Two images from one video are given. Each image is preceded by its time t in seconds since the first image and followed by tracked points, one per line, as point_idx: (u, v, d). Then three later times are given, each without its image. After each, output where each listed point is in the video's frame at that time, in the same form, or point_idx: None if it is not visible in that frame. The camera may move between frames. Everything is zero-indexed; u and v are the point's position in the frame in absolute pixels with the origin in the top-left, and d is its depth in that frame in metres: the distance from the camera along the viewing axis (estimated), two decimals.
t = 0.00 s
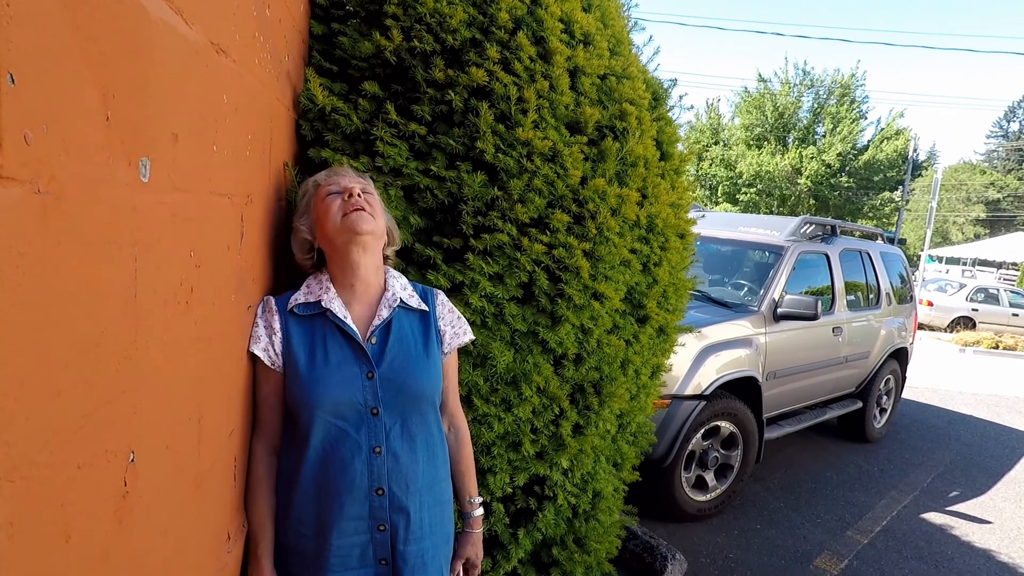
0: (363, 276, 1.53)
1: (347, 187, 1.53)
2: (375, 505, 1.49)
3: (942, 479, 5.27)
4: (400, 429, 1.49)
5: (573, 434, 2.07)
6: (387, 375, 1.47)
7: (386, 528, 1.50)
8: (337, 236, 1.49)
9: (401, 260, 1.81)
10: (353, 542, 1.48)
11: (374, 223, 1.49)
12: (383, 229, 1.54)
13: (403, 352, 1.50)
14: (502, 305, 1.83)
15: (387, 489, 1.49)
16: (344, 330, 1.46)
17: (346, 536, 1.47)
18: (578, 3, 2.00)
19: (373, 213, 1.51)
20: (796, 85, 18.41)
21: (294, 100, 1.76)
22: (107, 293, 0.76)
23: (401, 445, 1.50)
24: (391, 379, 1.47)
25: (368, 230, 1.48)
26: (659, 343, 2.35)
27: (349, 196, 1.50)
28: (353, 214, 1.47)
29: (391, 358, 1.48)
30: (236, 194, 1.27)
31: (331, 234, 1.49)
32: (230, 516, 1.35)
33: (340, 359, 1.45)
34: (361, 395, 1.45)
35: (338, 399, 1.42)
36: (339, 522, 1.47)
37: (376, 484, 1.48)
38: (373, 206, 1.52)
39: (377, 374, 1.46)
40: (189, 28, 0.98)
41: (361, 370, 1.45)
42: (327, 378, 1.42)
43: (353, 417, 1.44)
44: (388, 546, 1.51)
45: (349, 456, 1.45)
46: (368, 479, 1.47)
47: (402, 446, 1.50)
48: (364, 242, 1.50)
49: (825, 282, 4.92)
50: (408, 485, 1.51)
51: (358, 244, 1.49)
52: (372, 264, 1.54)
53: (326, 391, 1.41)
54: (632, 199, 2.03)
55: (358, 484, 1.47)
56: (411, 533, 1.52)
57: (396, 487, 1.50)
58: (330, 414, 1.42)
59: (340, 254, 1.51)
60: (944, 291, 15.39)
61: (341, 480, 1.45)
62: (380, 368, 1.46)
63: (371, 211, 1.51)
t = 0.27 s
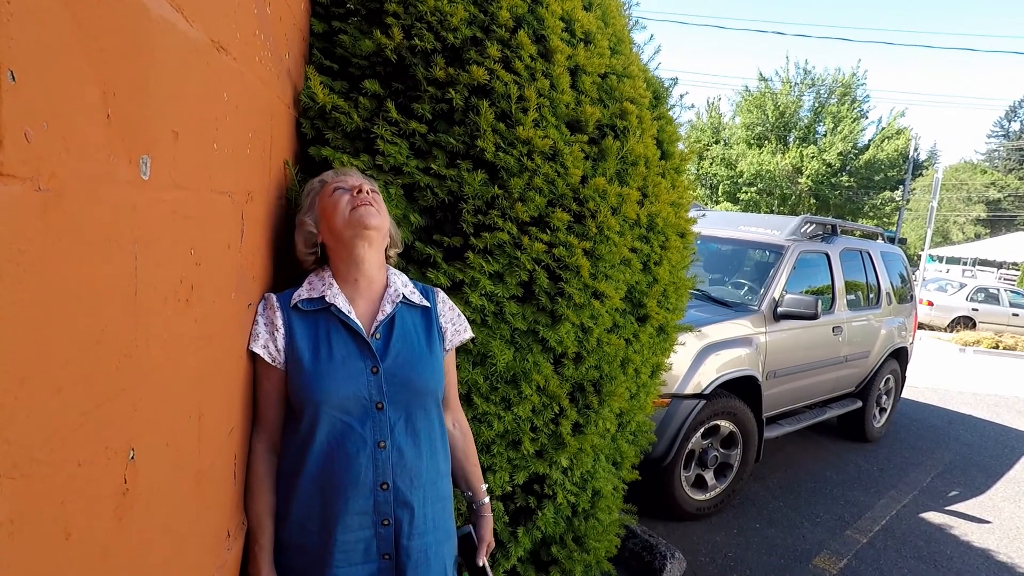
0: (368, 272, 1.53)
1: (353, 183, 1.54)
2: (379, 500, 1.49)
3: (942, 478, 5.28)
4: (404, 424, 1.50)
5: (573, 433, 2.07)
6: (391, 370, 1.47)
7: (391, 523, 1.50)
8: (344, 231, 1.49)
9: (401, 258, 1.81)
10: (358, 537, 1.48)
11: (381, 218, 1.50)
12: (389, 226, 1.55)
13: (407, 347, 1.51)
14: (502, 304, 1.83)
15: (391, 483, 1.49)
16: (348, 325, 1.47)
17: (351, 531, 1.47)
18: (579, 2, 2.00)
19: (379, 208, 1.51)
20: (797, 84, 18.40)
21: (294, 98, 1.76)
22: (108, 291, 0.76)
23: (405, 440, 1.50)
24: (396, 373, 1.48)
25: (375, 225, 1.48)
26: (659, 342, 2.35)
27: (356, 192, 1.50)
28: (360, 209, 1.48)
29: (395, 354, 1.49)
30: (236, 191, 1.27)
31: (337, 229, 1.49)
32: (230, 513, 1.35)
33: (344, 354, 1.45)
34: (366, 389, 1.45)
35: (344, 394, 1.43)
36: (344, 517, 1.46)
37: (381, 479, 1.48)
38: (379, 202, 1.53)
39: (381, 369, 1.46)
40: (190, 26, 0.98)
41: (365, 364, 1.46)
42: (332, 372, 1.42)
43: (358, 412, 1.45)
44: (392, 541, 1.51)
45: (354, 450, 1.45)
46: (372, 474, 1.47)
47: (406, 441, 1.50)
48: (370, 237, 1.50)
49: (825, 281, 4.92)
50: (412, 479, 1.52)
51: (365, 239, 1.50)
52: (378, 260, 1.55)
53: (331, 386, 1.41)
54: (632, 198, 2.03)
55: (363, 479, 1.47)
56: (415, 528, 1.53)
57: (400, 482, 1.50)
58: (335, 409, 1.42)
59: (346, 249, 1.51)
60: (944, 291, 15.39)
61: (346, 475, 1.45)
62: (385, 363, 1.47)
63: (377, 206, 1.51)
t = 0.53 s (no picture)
0: (365, 277, 1.53)
1: (353, 187, 1.52)
2: (377, 503, 1.49)
3: (942, 477, 5.28)
4: (401, 427, 1.49)
5: (573, 432, 2.07)
6: (389, 374, 1.47)
7: (389, 526, 1.50)
8: (341, 237, 1.49)
9: (401, 258, 1.81)
10: (356, 539, 1.48)
11: (382, 227, 1.49)
12: (388, 232, 1.55)
13: (406, 350, 1.50)
14: (502, 303, 1.83)
15: (390, 487, 1.49)
16: (345, 329, 1.47)
17: (349, 534, 1.47)
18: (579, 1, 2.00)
19: (380, 216, 1.50)
20: (797, 83, 18.40)
21: (294, 97, 1.76)
22: (107, 290, 0.76)
23: (403, 443, 1.50)
24: (394, 377, 1.47)
25: (375, 233, 1.48)
26: (659, 341, 2.35)
27: (358, 196, 1.49)
28: (360, 217, 1.47)
29: (393, 357, 1.48)
30: (236, 190, 1.27)
31: (336, 234, 1.48)
32: (229, 513, 1.35)
33: (341, 358, 1.45)
34: (364, 393, 1.45)
35: (341, 398, 1.43)
36: (342, 520, 1.47)
37: (378, 482, 1.48)
38: (380, 208, 1.52)
39: (379, 373, 1.46)
40: (190, 25, 0.99)
41: (362, 368, 1.45)
42: (329, 377, 1.42)
43: (356, 416, 1.45)
44: (390, 543, 1.51)
45: (351, 454, 1.45)
46: (370, 477, 1.47)
47: (404, 444, 1.50)
48: (369, 245, 1.50)
49: (825, 280, 4.92)
50: (410, 482, 1.52)
51: (364, 248, 1.49)
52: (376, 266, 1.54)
53: (328, 391, 1.41)
54: (632, 197, 2.03)
55: (361, 483, 1.47)
56: (414, 530, 1.53)
57: (398, 485, 1.50)
58: (333, 414, 1.42)
59: (344, 254, 1.50)
60: (944, 290, 15.39)
61: (344, 478, 1.45)
62: (383, 367, 1.47)
63: (378, 213, 1.50)
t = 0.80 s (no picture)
0: (352, 281, 1.52)
1: (345, 189, 1.46)
2: (378, 495, 1.49)
3: (942, 477, 5.28)
4: (400, 419, 1.49)
5: (573, 433, 2.07)
6: (383, 366, 1.46)
7: (392, 516, 1.51)
8: (327, 242, 1.47)
9: (401, 258, 1.81)
10: (359, 530, 1.49)
11: (366, 244, 1.46)
12: (378, 240, 1.51)
13: (401, 340, 1.49)
14: (502, 303, 1.83)
15: (390, 478, 1.50)
16: (337, 325, 1.46)
17: (352, 525, 1.48)
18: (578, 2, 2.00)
19: (367, 230, 1.47)
20: (796, 83, 18.42)
21: (294, 97, 1.76)
22: (108, 290, 0.76)
23: (403, 435, 1.49)
24: (389, 369, 1.47)
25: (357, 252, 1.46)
26: (659, 341, 2.35)
27: (345, 206, 1.44)
28: (344, 231, 1.44)
29: (387, 349, 1.48)
30: (236, 191, 1.27)
31: (322, 240, 1.47)
32: (229, 512, 1.35)
33: (334, 354, 1.45)
34: (359, 388, 1.45)
35: (335, 393, 1.43)
36: (344, 511, 1.48)
37: (378, 474, 1.49)
38: (369, 220, 1.47)
39: (373, 366, 1.45)
40: (190, 26, 0.99)
41: (356, 362, 1.45)
42: (322, 373, 1.42)
43: (352, 410, 1.45)
44: (394, 533, 1.52)
45: (349, 447, 1.46)
46: (370, 469, 1.48)
47: (402, 436, 1.50)
48: (353, 258, 1.48)
49: (825, 280, 4.92)
50: (411, 473, 1.51)
51: (347, 260, 1.48)
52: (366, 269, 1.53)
53: (322, 386, 1.42)
54: (632, 197, 2.03)
55: (360, 475, 1.47)
56: (417, 520, 1.53)
57: (399, 476, 1.50)
58: (328, 409, 1.43)
59: (329, 259, 1.50)
60: (944, 290, 15.39)
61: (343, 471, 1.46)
62: (376, 360, 1.46)
63: (365, 228, 1.46)
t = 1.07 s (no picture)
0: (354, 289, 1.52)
1: (341, 201, 1.44)
2: (375, 504, 1.50)
3: (944, 476, 5.27)
4: (397, 431, 1.48)
5: (574, 433, 2.07)
6: (381, 379, 1.45)
7: (388, 526, 1.51)
8: (327, 256, 1.46)
9: (402, 259, 1.82)
10: (356, 538, 1.51)
11: (366, 257, 1.46)
12: (379, 248, 1.49)
13: (399, 352, 1.48)
14: (503, 304, 1.83)
15: (387, 489, 1.50)
16: (336, 335, 1.45)
17: (349, 532, 1.50)
18: (578, 2, 2.00)
19: (366, 242, 1.45)
20: (796, 82, 18.42)
21: (294, 99, 1.76)
22: (108, 291, 0.76)
23: (399, 447, 1.49)
24: (386, 382, 1.45)
25: (357, 265, 1.45)
26: (659, 341, 2.35)
27: (342, 221, 1.42)
28: (343, 247, 1.43)
29: (385, 361, 1.46)
30: (237, 192, 1.27)
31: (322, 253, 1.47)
32: (231, 513, 1.35)
33: (332, 364, 1.44)
34: (355, 400, 1.45)
35: (332, 404, 1.43)
36: (342, 519, 1.50)
37: (375, 484, 1.49)
38: (368, 231, 1.45)
39: (370, 378, 1.44)
40: (190, 28, 0.99)
41: (354, 374, 1.44)
42: (319, 383, 1.43)
43: (349, 422, 1.45)
44: (391, 542, 1.52)
45: (346, 458, 1.47)
46: (366, 480, 1.49)
47: (400, 447, 1.49)
48: (353, 271, 1.47)
49: (826, 279, 4.92)
50: (408, 484, 1.51)
51: (348, 272, 1.48)
52: (367, 278, 1.52)
53: (320, 397, 1.42)
54: (632, 197, 2.03)
55: (357, 485, 1.48)
56: (414, 530, 1.53)
57: (396, 487, 1.51)
58: (325, 419, 1.44)
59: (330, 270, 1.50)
60: (945, 288, 15.37)
61: (340, 481, 1.48)
62: (374, 372, 1.45)
63: (364, 240, 1.45)
